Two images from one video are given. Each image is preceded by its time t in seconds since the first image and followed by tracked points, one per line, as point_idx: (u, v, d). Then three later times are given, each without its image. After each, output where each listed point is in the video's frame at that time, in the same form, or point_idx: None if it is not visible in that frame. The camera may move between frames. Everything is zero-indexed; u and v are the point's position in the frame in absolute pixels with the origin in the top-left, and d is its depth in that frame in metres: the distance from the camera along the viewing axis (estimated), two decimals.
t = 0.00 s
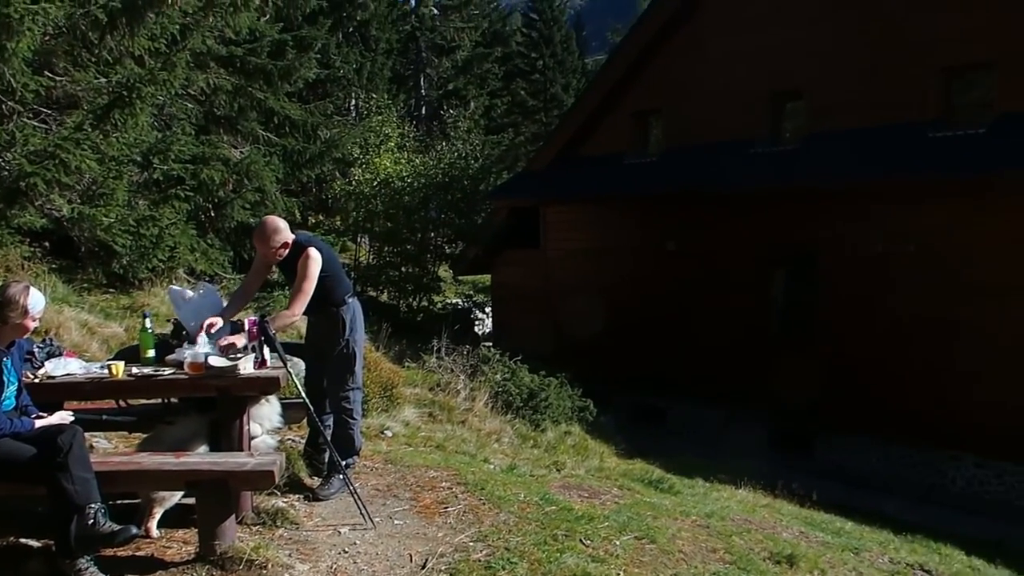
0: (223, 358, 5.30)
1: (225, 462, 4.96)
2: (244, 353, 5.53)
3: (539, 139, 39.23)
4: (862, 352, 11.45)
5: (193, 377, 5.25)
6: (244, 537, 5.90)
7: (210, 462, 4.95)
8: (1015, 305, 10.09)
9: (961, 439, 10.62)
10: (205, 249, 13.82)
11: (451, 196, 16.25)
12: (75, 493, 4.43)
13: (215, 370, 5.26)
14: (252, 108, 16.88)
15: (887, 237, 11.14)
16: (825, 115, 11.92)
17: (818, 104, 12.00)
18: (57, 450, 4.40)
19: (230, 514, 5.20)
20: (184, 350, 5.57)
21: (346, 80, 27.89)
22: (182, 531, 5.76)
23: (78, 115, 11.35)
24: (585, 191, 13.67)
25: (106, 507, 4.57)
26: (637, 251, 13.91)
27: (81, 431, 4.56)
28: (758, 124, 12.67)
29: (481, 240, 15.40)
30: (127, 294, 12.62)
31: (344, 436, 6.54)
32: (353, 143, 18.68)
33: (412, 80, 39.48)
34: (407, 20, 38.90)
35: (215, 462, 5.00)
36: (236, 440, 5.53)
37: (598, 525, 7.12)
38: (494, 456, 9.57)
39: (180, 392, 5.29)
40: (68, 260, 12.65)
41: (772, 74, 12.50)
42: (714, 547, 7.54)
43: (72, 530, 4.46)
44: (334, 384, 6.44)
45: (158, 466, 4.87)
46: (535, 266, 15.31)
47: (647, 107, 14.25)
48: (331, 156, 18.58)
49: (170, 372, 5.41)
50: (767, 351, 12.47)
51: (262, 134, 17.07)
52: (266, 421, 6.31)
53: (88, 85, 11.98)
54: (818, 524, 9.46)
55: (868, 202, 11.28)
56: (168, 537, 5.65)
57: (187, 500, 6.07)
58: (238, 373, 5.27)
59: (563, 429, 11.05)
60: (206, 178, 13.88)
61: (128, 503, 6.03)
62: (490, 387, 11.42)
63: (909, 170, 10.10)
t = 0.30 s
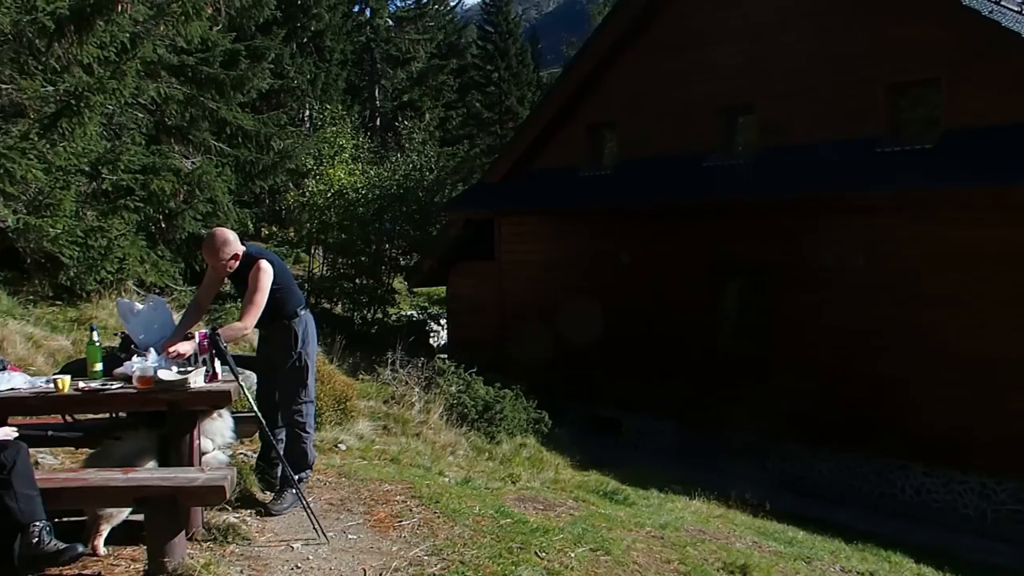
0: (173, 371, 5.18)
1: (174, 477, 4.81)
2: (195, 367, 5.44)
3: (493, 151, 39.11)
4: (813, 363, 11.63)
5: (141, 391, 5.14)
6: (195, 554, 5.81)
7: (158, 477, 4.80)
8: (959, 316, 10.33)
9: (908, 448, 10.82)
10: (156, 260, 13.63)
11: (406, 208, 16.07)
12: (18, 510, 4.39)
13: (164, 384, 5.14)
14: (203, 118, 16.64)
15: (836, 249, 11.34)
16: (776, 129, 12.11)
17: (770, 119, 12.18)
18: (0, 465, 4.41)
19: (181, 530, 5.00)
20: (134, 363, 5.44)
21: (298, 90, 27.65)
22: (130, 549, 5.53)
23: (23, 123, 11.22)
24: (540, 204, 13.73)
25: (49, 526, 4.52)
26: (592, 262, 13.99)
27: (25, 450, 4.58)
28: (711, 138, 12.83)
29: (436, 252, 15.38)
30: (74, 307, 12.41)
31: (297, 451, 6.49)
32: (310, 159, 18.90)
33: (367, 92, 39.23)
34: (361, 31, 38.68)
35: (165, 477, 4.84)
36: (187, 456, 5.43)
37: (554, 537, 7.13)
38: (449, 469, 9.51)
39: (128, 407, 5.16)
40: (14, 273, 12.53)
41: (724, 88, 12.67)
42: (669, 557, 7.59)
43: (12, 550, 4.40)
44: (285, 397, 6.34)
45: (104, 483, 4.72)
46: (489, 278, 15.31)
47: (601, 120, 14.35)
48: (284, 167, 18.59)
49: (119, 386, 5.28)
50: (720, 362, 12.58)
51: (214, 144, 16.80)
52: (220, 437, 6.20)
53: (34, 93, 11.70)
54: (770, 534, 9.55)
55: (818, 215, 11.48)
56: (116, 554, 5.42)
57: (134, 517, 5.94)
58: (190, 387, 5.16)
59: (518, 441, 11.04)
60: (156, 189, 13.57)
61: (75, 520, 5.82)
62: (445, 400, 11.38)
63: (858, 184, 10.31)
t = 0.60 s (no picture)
0: (120, 384, 5.05)
1: (121, 492, 4.70)
2: (143, 379, 5.29)
3: (447, 161, 38.94)
4: (764, 369, 11.75)
5: (86, 405, 4.98)
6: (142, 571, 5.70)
7: (104, 493, 4.69)
8: (904, 321, 10.51)
9: (857, 452, 10.98)
10: (103, 270, 13.36)
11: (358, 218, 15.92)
12: None
13: (111, 397, 5.01)
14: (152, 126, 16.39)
15: (786, 257, 11.48)
16: (728, 138, 12.25)
17: (721, 128, 12.33)
18: None
19: (128, 546, 4.89)
20: (78, 377, 5.21)
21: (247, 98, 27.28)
22: (76, 565, 5.35)
23: None
24: (495, 213, 13.74)
25: None
26: (546, 271, 14.03)
27: None
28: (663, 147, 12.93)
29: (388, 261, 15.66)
30: (17, 318, 12.15)
31: (248, 463, 6.36)
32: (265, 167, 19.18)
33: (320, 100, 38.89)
34: (313, 39, 38.37)
35: (111, 492, 4.74)
36: (135, 470, 5.29)
37: (508, 546, 7.11)
38: (403, 479, 9.42)
39: (73, 421, 5.01)
40: None
41: (676, 98, 12.79)
42: (623, 565, 7.61)
43: None
44: (236, 409, 6.23)
45: (49, 499, 4.63)
46: (442, 287, 15.25)
47: (555, 129, 14.42)
48: (235, 176, 18.23)
49: (64, 400, 5.12)
50: (673, 370, 12.67)
51: (163, 153, 16.55)
52: (168, 450, 6.06)
53: None
54: (724, 540, 9.61)
55: (768, 223, 11.62)
56: (61, 572, 5.24)
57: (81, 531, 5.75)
58: (137, 400, 5.03)
59: (472, 450, 11.00)
60: (103, 199, 13.32)
61: (18, 538, 5.62)
62: (399, 410, 11.30)
63: (806, 193, 10.47)
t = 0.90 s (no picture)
0: (81, 394, 4.95)
1: (79, 504, 4.62)
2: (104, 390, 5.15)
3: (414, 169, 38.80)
4: (728, 375, 11.84)
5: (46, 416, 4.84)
6: None
7: (62, 505, 4.61)
8: (864, 328, 10.63)
9: (820, 457, 11.09)
10: (63, 279, 13.15)
11: (324, 224, 15.80)
12: None
13: (71, 408, 4.90)
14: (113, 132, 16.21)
15: (749, 264, 11.58)
16: (692, 146, 12.34)
17: (685, 136, 12.41)
18: None
19: (87, 558, 4.82)
20: (35, 388, 5.10)
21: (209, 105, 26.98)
22: None
23: None
24: (462, 221, 13.75)
25: None
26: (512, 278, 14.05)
27: None
28: (628, 155, 13.00)
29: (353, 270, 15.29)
30: None
31: (212, 473, 6.28)
32: (228, 175, 19.08)
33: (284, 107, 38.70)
34: (278, 46, 38.10)
35: (70, 504, 4.65)
36: (95, 481, 5.18)
37: (474, 555, 7.09)
38: (369, 488, 9.34)
39: (31, 432, 4.91)
40: None
41: (641, 106, 12.86)
42: (589, 572, 7.60)
43: None
44: (198, 420, 6.17)
45: (7, 510, 4.50)
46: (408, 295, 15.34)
47: (520, 137, 14.45)
48: (198, 183, 18.29)
49: (21, 411, 4.99)
50: (638, 377, 12.72)
51: (125, 160, 16.39)
52: (130, 464, 6.01)
53: None
54: (690, 546, 9.62)
55: (732, 231, 11.70)
56: None
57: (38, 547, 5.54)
58: (97, 411, 4.95)
59: (438, 459, 10.95)
60: (64, 207, 13.24)
61: None
62: (364, 419, 11.24)
63: (769, 201, 10.57)
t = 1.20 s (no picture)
0: (35, 404, 4.82)
1: (35, 516, 4.53)
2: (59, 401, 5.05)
3: (377, 177, 38.69)
4: (690, 382, 11.91)
5: None
6: None
7: (17, 517, 4.52)
8: (822, 334, 10.77)
9: (781, 462, 11.20)
10: (18, 286, 13.01)
11: (286, 231, 15.75)
12: None
13: (25, 417, 4.77)
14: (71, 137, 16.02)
15: (711, 271, 11.67)
16: (653, 155, 12.44)
17: (648, 144, 12.50)
18: None
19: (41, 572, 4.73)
20: None
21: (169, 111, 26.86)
22: None
23: None
24: (426, 228, 13.74)
25: None
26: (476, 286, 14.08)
27: None
28: (592, 163, 13.06)
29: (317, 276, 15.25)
30: None
31: (172, 482, 6.16)
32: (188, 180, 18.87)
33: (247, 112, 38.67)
34: (240, 51, 37.78)
35: (24, 516, 4.56)
36: (51, 493, 5.05)
37: (437, 563, 7.07)
38: (332, 497, 9.24)
39: None
40: None
41: (604, 114, 12.94)
42: None
43: None
44: (158, 427, 6.07)
45: None
46: (371, 303, 15.29)
47: (484, 144, 14.47)
48: (158, 189, 18.36)
49: None
50: (601, 384, 12.76)
51: (83, 165, 16.24)
52: (92, 478, 5.78)
53: None
54: (654, 552, 9.64)
55: (694, 238, 11.79)
56: None
57: None
58: (53, 420, 4.84)
59: (401, 467, 10.90)
60: (19, 213, 13.20)
61: None
62: (327, 427, 11.17)
63: (729, 208, 10.66)
